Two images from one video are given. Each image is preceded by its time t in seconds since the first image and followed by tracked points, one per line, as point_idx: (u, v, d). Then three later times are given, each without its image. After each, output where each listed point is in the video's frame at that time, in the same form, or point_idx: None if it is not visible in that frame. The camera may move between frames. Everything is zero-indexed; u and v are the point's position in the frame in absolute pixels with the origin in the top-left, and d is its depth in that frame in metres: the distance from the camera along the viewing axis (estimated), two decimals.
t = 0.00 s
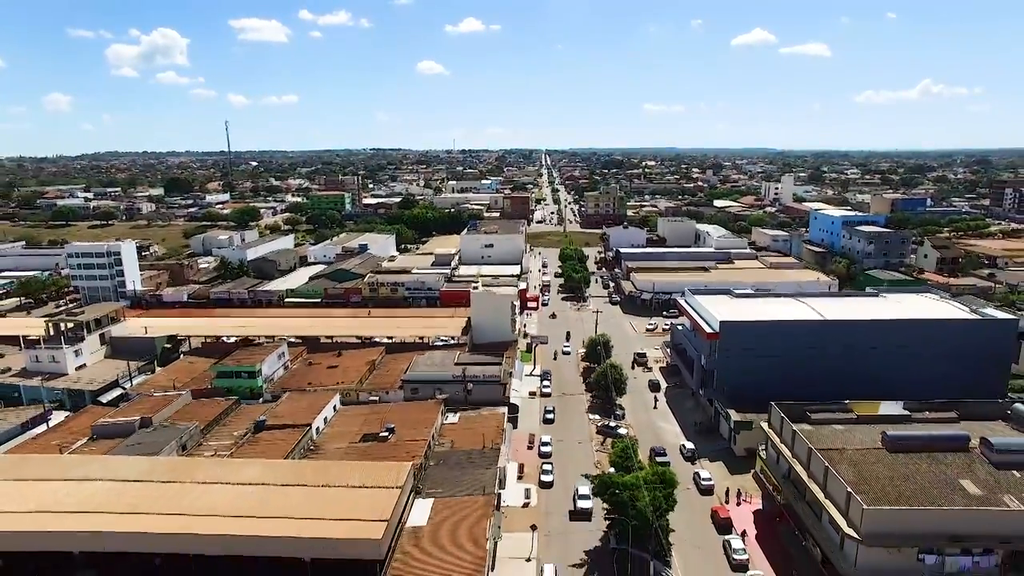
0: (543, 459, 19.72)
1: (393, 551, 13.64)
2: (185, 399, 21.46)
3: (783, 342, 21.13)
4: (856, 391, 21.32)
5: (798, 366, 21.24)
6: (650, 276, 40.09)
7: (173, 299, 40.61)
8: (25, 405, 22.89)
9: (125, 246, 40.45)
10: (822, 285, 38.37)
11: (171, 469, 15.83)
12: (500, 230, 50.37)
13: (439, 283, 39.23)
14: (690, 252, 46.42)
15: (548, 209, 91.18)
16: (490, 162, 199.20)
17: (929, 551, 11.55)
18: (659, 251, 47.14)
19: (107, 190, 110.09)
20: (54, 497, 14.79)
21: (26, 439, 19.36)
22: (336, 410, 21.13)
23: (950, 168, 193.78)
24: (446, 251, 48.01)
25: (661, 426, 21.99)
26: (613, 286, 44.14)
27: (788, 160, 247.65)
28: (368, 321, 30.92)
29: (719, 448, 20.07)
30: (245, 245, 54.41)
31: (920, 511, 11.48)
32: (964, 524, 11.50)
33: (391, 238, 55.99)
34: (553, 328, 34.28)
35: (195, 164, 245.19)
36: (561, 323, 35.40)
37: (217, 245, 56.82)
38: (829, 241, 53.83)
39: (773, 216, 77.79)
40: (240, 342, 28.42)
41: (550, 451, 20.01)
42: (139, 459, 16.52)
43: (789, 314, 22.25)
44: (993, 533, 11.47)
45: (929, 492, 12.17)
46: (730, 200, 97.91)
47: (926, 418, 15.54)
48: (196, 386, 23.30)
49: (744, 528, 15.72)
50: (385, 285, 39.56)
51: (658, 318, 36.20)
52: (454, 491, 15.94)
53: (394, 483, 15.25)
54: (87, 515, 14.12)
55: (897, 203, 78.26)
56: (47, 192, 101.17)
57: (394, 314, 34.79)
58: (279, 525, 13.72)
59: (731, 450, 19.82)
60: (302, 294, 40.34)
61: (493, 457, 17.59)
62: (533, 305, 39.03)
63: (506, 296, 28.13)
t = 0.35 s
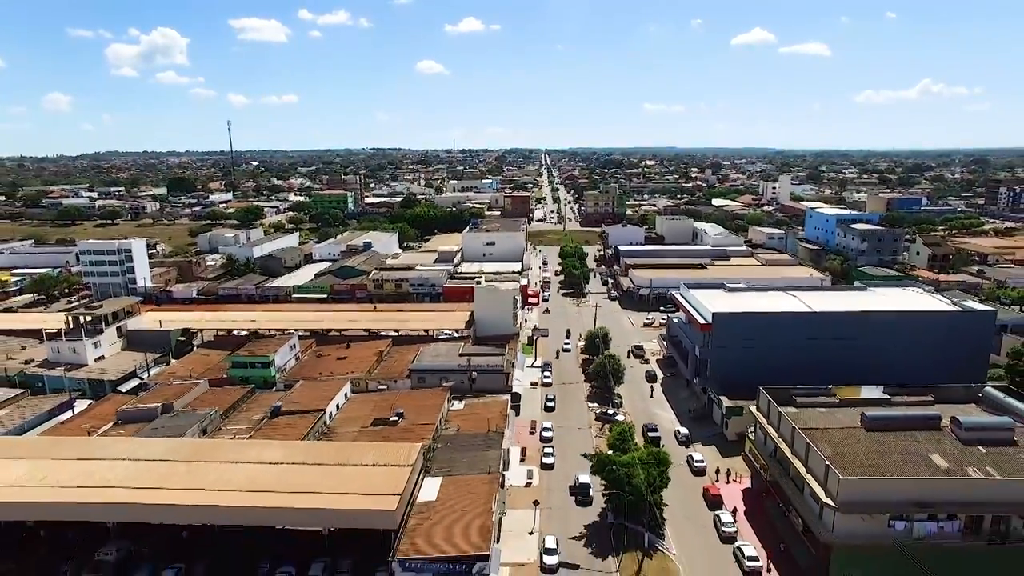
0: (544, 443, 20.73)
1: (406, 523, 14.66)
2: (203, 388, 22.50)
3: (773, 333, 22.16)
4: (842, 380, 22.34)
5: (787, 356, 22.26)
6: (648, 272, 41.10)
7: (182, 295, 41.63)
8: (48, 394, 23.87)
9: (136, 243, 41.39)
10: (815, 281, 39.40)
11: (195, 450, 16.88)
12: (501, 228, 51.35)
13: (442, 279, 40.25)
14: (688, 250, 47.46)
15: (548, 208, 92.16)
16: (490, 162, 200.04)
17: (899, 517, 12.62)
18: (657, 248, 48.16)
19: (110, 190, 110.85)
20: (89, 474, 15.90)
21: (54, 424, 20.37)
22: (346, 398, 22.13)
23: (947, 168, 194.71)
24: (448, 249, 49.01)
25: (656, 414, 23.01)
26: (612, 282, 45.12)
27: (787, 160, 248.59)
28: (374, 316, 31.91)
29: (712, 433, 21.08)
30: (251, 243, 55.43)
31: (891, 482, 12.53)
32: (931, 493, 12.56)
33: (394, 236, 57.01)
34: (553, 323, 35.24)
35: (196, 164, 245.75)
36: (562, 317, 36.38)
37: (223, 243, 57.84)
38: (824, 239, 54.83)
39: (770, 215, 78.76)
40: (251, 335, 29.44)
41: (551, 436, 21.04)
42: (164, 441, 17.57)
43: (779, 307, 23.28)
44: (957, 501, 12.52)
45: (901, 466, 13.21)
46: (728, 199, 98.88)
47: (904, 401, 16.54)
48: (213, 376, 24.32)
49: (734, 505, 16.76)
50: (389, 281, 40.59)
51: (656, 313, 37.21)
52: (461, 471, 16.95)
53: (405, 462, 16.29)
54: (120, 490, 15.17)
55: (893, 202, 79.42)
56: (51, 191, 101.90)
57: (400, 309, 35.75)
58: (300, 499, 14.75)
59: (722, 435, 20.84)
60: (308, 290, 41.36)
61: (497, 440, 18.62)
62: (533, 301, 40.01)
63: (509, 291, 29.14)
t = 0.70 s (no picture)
0: (545, 427, 21.85)
1: (418, 495, 15.78)
2: (221, 376, 23.65)
3: (763, 323, 23.30)
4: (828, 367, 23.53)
5: (777, 345, 23.41)
6: (645, 268, 42.26)
7: (192, 290, 42.78)
8: (72, 382, 25.03)
9: (147, 241, 42.53)
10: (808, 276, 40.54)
11: (218, 430, 18.01)
12: (502, 226, 52.50)
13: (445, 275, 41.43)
14: (685, 247, 48.61)
15: (548, 206, 93.29)
16: (490, 161, 201.04)
17: (872, 487, 13.75)
18: (655, 245, 49.31)
19: (114, 189, 111.91)
20: (121, 451, 17.04)
21: (81, 409, 21.51)
22: (357, 385, 23.24)
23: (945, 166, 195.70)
24: (451, 246, 50.16)
25: (652, 400, 24.14)
26: (610, 278, 46.26)
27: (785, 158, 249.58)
28: (381, 309, 33.06)
29: (704, 418, 22.22)
30: (258, 240, 56.64)
31: (864, 454, 13.67)
32: (901, 464, 13.70)
33: (397, 234, 58.19)
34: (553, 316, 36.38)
35: (197, 163, 246.61)
36: (562, 311, 37.52)
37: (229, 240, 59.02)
38: (819, 236, 55.95)
39: (767, 213, 79.88)
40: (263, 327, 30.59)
41: (552, 420, 22.16)
42: (189, 422, 18.70)
43: (770, 299, 24.41)
44: (925, 471, 13.66)
45: (874, 440, 14.35)
46: (726, 198, 100.01)
47: (883, 385, 17.69)
48: (229, 365, 25.46)
49: (723, 481, 17.90)
50: (394, 277, 41.77)
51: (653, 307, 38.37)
52: (468, 450, 18.08)
53: (416, 441, 17.41)
54: (152, 466, 16.31)
55: (888, 200, 80.52)
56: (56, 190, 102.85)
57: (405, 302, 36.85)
58: (320, 473, 15.89)
59: (714, 419, 21.97)
60: (315, 285, 42.56)
61: (501, 422, 19.75)
62: (534, 296, 41.12)
63: (511, 286, 30.20)
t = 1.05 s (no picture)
0: (545, 416, 22.79)
1: (426, 476, 16.71)
2: (233, 367, 24.59)
3: (753, 317, 24.25)
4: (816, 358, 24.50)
5: (767, 337, 24.37)
6: (642, 265, 43.21)
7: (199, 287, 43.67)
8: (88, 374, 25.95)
9: (154, 239, 43.39)
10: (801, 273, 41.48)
11: (235, 417, 18.94)
12: (502, 224, 53.44)
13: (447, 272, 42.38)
14: (681, 245, 49.54)
15: (547, 205, 94.17)
16: (489, 160, 201.86)
17: (851, 466, 14.71)
18: (652, 243, 50.25)
19: (116, 188, 112.52)
20: (143, 437, 17.96)
21: (100, 399, 22.44)
22: (364, 376, 24.16)
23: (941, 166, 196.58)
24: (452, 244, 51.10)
25: (648, 390, 25.08)
26: (608, 275, 47.19)
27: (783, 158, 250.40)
28: (385, 305, 33.98)
29: (698, 407, 23.17)
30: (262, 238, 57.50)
31: (844, 435, 14.62)
32: (878, 444, 14.66)
33: (399, 233, 59.09)
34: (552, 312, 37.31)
35: (196, 163, 247.02)
36: (561, 307, 38.45)
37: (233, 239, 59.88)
38: (814, 235, 56.91)
39: (764, 212, 80.83)
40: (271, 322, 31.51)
41: (552, 409, 23.10)
42: (207, 410, 19.62)
43: (761, 293, 25.36)
44: (899, 451, 14.63)
45: (854, 423, 15.30)
46: (723, 197, 100.92)
47: (865, 373, 18.64)
48: (240, 357, 26.40)
49: (714, 465, 18.85)
50: (397, 274, 42.72)
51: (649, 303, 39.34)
52: (472, 435, 19.03)
53: (423, 427, 18.35)
54: (174, 449, 17.25)
55: (884, 200, 81.47)
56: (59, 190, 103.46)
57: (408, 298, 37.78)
58: (332, 456, 16.84)
59: (707, 408, 22.92)
60: (320, 282, 43.48)
61: (503, 410, 20.69)
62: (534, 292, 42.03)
63: (511, 281, 31.07)
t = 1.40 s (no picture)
0: (545, 406, 23.67)
1: (432, 461, 17.58)
2: (243, 361, 25.43)
3: (745, 311, 25.16)
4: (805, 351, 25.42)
5: (758, 331, 25.29)
6: (639, 262, 44.11)
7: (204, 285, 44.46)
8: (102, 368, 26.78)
9: (160, 238, 44.14)
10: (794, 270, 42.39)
11: (248, 406, 19.78)
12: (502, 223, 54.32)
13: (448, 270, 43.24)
14: (677, 243, 50.45)
15: (545, 205, 95.03)
16: (487, 159, 202.53)
17: (834, 448, 15.62)
18: (649, 241, 51.14)
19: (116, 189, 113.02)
20: (162, 424, 18.82)
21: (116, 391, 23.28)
22: (370, 369, 25.00)
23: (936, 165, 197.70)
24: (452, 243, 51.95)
25: (643, 383, 25.97)
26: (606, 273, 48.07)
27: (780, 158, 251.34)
28: (388, 301, 34.86)
29: (692, 398, 24.07)
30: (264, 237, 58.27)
31: (827, 420, 15.54)
32: (859, 428, 15.58)
33: (399, 231, 59.89)
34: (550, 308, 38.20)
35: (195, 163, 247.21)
36: (559, 304, 39.34)
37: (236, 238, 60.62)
38: (808, 233, 57.84)
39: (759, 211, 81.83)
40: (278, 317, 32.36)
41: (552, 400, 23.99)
42: (221, 400, 20.47)
43: (752, 289, 26.28)
44: (879, 434, 15.56)
45: (837, 409, 16.23)
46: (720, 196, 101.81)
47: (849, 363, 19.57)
48: (249, 352, 27.25)
49: (706, 452, 19.75)
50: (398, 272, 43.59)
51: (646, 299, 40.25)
52: (475, 424, 19.91)
53: (429, 415, 19.23)
54: (192, 436, 18.11)
55: (877, 199, 82.41)
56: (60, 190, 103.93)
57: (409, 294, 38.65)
58: (344, 442, 17.70)
59: (700, 399, 23.83)
60: (323, 280, 44.33)
61: (505, 400, 21.57)
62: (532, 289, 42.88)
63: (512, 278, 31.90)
